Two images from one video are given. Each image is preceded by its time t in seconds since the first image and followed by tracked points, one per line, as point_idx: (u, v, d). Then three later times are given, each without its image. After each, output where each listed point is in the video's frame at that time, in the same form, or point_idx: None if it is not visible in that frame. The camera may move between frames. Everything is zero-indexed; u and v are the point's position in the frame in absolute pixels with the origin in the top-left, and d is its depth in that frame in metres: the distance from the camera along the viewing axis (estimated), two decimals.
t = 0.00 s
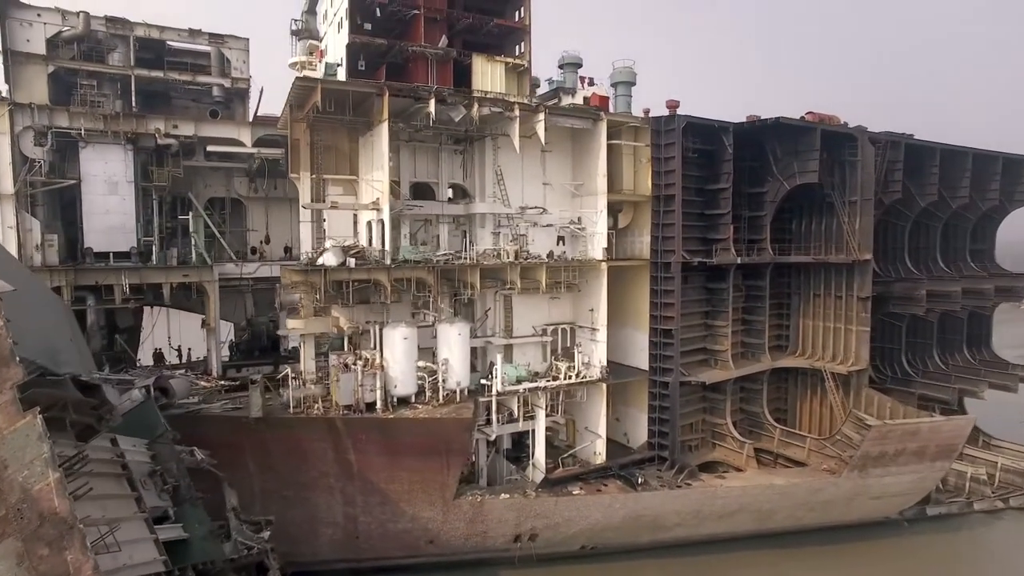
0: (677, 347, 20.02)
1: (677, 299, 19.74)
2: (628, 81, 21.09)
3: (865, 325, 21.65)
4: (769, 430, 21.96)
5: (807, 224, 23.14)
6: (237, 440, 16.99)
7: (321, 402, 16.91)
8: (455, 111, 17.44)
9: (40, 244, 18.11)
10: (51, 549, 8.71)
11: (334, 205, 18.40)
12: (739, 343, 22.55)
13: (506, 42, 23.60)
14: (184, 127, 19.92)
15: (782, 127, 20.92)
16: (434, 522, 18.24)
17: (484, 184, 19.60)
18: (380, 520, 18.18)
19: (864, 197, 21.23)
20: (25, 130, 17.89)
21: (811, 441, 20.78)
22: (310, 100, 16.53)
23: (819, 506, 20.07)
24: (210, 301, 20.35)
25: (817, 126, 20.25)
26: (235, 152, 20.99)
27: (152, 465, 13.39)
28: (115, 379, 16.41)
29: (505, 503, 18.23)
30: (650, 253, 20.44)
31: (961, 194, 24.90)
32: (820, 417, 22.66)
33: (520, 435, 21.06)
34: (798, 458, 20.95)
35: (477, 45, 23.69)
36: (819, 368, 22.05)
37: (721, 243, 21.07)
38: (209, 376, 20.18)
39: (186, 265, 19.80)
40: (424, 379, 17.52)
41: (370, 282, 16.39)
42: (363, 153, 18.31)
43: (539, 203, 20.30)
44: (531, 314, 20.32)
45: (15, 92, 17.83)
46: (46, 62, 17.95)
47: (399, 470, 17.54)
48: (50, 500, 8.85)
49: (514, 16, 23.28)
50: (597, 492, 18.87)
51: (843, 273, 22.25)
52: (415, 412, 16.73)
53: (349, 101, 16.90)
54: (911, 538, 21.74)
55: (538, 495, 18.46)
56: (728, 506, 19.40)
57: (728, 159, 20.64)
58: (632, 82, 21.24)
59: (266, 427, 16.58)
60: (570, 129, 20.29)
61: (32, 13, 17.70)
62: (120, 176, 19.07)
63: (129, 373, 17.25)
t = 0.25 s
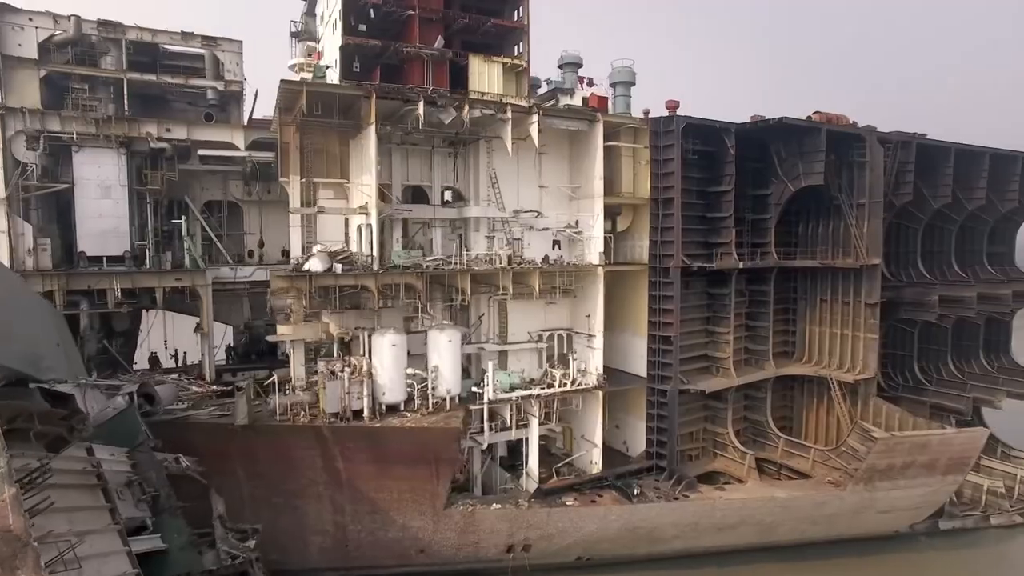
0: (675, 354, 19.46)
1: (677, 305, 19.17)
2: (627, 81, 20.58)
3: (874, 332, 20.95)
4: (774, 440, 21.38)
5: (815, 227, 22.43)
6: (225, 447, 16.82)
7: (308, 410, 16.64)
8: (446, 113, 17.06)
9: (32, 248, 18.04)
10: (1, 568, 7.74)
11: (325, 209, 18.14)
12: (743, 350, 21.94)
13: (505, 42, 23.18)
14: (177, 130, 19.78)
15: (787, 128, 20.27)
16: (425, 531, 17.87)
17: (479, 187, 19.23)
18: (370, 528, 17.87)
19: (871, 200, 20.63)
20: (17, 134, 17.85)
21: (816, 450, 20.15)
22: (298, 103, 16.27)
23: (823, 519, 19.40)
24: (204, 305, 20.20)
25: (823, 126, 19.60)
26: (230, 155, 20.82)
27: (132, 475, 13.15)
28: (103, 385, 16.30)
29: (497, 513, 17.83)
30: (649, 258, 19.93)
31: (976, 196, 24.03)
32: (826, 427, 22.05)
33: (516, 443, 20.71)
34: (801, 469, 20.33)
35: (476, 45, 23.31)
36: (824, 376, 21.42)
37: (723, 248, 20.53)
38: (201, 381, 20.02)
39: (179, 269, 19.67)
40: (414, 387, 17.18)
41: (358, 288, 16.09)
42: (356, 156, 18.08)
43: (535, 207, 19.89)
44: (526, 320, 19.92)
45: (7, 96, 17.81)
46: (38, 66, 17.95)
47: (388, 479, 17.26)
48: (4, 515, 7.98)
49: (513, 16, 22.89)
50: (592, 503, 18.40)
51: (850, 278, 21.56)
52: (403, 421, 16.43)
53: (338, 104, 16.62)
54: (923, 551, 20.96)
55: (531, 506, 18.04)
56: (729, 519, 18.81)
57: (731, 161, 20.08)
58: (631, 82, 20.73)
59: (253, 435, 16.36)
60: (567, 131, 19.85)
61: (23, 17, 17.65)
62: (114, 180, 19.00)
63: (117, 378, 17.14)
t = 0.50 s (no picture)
0: (675, 361, 18.90)
1: (677, 311, 18.63)
2: (627, 81, 20.07)
3: (885, 339, 20.22)
4: (779, 450, 20.77)
5: (824, 230, 21.71)
6: (214, 454, 16.70)
7: (296, 417, 16.39)
8: (437, 115, 16.70)
9: (26, 252, 18.07)
10: None
11: (316, 213, 17.91)
12: (747, 357, 21.33)
13: (505, 42, 22.80)
14: (171, 133, 19.66)
15: (793, 128, 19.68)
16: (417, 541, 17.51)
17: (474, 190, 18.90)
18: (361, 537, 17.55)
19: (882, 202, 19.96)
20: (11, 138, 17.87)
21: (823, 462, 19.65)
22: (286, 105, 16.04)
23: (830, 534, 18.70)
24: (198, 309, 19.99)
25: (830, 126, 18.92)
26: (224, 158, 20.69)
27: (110, 484, 12.88)
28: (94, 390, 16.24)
29: (489, 523, 17.38)
30: (649, 262, 19.40)
31: (994, 197, 23.12)
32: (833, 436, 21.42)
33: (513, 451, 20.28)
34: (807, 481, 19.85)
35: (475, 45, 22.95)
36: (830, 385, 20.77)
37: (726, 252, 19.96)
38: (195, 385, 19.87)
39: (174, 273, 19.58)
40: (404, 395, 16.85)
41: (346, 294, 15.80)
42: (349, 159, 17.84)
43: (531, 210, 19.48)
44: (522, 326, 19.54)
45: (2, 100, 17.86)
46: (31, 70, 17.89)
47: (378, 488, 16.97)
48: None
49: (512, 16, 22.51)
50: (587, 514, 17.92)
51: (860, 283, 20.83)
52: (391, 429, 16.10)
53: (327, 106, 16.35)
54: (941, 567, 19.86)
55: (524, 516, 17.59)
56: (730, 533, 18.17)
57: (734, 162, 19.50)
58: (631, 82, 20.22)
59: (240, 442, 16.16)
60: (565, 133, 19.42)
61: (16, 21, 17.72)
62: (108, 184, 18.96)
63: (108, 384, 17.07)
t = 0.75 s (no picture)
0: (677, 369, 18.31)
1: (678, 317, 18.05)
2: (630, 80, 19.53)
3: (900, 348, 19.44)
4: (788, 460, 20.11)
5: (836, 234, 20.93)
6: (206, 459, 16.49)
7: (286, 424, 16.15)
8: (430, 118, 16.35)
9: (25, 256, 18.13)
10: None
11: (310, 216, 17.69)
12: (755, 364, 20.67)
13: (507, 41, 22.42)
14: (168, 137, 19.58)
15: (801, 128, 19.02)
16: (409, 551, 16.91)
17: (471, 193, 18.56)
18: (354, 545, 17.02)
19: (896, 204, 19.20)
20: (10, 143, 17.93)
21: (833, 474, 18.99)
22: (277, 108, 15.84)
23: (840, 551, 17.90)
24: (195, 313, 19.87)
25: (841, 126, 18.22)
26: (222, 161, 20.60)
27: (92, 492, 12.76)
28: (87, 395, 16.18)
29: (483, 534, 16.80)
30: (651, 267, 18.83)
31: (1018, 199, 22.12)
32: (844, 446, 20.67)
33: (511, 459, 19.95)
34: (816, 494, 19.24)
35: (476, 45, 22.61)
36: (841, 394, 20.04)
37: (732, 256, 19.33)
38: (193, 390, 19.73)
39: (171, 277, 19.52)
40: (395, 403, 16.53)
41: (335, 300, 15.54)
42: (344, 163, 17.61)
43: (530, 213, 19.06)
44: (521, 332, 19.13)
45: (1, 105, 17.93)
46: (30, 75, 17.94)
47: (370, 497, 16.68)
48: None
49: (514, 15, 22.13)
50: (584, 527, 17.42)
51: (873, 289, 20.05)
52: (381, 438, 15.77)
53: (319, 109, 16.10)
54: None
55: (520, 527, 17.11)
56: (734, 548, 17.42)
57: (741, 163, 18.86)
58: (634, 81, 19.69)
59: (230, 448, 15.95)
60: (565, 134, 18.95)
61: (15, 27, 17.80)
62: (107, 188, 18.96)
63: (102, 388, 17.05)
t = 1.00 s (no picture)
0: (681, 377, 17.72)
1: (683, 323, 17.47)
2: (634, 78, 19.00)
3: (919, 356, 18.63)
4: (797, 473, 19.44)
5: (853, 237, 20.10)
6: (200, 464, 16.39)
7: (279, 430, 15.97)
8: (424, 119, 16.02)
9: (28, 259, 18.28)
10: None
11: (307, 220, 17.51)
12: (765, 372, 20.02)
13: (512, 41, 22.02)
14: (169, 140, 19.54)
15: (813, 127, 18.31)
16: (405, 560, 16.44)
17: (470, 196, 18.24)
18: (349, 553, 16.58)
19: (914, 206, 18.43)
20: (14, 148, 18.09)
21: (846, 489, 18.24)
22: (270, 112, 15.67)
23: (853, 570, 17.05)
24: (196, 316, 19.90)
25: (855, 123, 17.57)
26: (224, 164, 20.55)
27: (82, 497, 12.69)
28: (84, 398, 16.20)
29: (479, 545, 16.49)
30: (655, 271, 18.25)
31: None
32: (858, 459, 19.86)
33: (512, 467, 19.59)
34: (828, 507, 18.56)
35: (480, 45, 22.27)
36: (855, 404, 19.28)
37: (740, 260, 18.68)
38: (194, 393, 19.69)
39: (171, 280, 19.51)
40: (389, 410, 16.21)
41: (328, 305, 15.32)
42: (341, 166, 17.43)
43: (531, 216, 18.65)
44: (521, 337, 18.75)
45: (5, 110, 18.09)
46: (33, 80, 18.06)
47: (363, 505, 16.45)
48: None
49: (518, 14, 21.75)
50: (583, 539, 16.95)
51: (890, 295, 19.23)
52: (373, 446, 15.50)
53: (312, 112, 15.88)
54: None
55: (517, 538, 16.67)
56: (740, 565, 16.68)
57: (750, 163, 18.22)
58: (638, 80, 19.15)
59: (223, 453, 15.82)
60: (566, 135, 18.49)
61: (19, 32, 17.96)
62: (109, 191, 19.05)
63: (100, 392, 17.09)
